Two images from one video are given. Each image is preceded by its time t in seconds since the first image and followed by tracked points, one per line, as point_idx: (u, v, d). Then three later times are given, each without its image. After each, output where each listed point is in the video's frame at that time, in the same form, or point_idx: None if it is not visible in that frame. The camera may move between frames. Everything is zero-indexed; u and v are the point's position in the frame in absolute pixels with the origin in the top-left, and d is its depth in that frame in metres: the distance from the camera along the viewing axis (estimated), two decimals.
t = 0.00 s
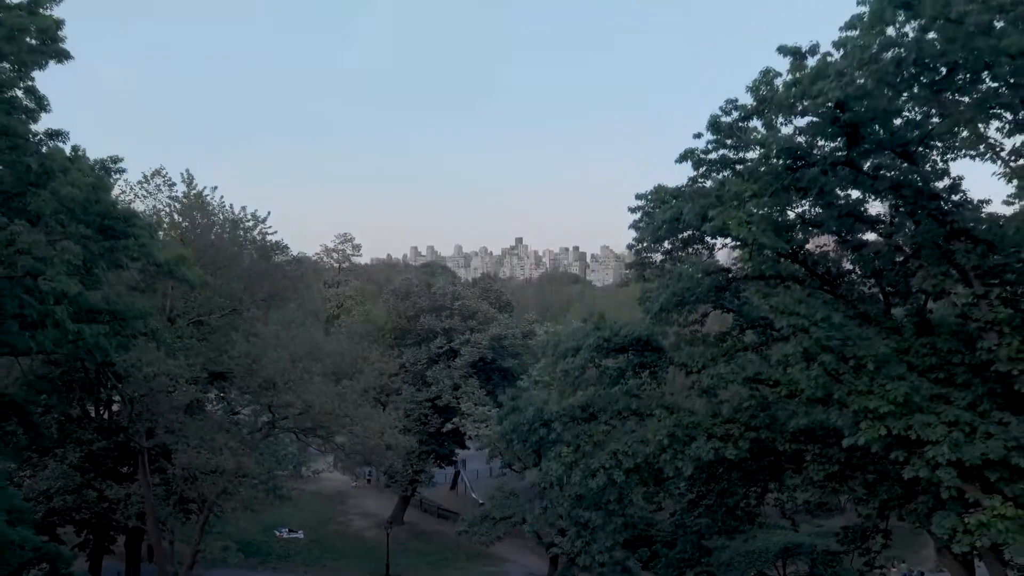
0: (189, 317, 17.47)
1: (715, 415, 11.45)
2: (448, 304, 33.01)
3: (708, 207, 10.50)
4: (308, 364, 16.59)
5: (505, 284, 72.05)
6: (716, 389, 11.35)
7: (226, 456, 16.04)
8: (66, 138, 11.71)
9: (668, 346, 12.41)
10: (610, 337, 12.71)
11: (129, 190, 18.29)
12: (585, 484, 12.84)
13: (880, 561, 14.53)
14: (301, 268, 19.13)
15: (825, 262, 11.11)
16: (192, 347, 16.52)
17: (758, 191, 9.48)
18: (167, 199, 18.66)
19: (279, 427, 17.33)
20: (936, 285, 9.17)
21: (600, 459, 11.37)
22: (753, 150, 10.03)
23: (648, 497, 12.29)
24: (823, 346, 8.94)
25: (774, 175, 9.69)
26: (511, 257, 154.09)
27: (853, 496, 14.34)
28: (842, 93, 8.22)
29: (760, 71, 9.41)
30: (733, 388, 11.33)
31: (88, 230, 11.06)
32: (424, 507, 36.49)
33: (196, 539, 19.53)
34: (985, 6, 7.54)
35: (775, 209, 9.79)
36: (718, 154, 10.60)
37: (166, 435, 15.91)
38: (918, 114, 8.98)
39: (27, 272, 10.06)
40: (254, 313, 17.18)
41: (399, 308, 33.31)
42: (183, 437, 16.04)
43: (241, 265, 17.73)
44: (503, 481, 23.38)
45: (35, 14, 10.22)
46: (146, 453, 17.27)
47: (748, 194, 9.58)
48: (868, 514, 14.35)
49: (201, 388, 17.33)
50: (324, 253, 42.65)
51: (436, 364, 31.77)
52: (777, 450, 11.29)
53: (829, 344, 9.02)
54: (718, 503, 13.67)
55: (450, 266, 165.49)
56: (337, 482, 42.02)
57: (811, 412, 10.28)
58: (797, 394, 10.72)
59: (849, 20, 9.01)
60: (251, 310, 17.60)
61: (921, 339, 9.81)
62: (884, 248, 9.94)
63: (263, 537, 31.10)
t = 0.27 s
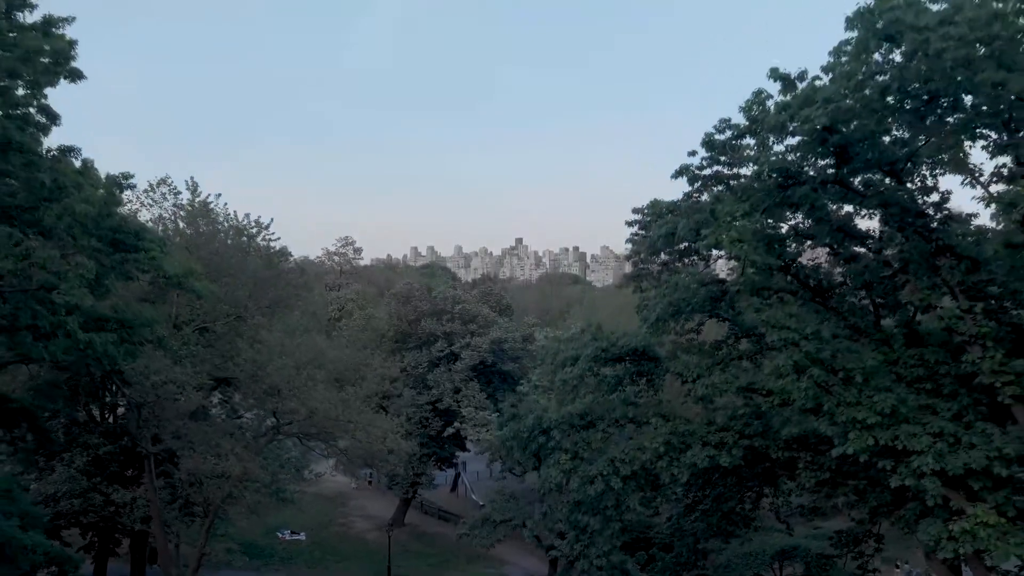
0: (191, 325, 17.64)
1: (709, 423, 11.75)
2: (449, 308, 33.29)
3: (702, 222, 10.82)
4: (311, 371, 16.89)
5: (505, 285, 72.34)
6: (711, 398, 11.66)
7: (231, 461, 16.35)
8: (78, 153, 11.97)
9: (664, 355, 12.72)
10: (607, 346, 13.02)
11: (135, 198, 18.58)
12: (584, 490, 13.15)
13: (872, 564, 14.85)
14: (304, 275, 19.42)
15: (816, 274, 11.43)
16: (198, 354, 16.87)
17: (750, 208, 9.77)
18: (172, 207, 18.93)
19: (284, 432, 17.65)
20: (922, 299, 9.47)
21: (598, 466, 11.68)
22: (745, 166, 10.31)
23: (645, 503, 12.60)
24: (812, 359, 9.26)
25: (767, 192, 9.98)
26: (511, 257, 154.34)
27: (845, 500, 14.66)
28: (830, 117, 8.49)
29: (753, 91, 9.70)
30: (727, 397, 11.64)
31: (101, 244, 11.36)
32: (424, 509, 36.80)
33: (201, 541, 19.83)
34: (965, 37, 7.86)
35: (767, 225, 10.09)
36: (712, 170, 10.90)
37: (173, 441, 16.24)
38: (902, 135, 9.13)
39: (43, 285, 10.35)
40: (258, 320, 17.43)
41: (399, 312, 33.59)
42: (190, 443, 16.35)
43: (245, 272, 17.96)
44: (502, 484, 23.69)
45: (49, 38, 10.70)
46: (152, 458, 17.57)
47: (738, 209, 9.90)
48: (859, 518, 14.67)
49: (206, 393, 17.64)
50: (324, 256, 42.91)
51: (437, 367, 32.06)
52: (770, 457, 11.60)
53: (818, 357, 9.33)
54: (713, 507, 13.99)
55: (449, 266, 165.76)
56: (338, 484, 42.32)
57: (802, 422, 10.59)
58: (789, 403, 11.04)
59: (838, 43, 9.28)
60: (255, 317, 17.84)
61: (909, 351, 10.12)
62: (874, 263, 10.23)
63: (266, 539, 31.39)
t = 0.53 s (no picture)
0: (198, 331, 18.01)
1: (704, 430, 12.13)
2: (449, 312, 33.63)
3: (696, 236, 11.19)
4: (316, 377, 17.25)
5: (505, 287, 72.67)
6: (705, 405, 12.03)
7: (238, 465, 16.71)
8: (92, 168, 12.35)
9: (660, 363, 13.10)
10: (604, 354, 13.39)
11: (143, 206, 18.93)
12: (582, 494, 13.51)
13: (863, 566, 15.21)
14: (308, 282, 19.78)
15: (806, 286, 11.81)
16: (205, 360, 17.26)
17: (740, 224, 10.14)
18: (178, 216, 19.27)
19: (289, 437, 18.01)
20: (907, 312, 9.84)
21: (596, 471, 12.04)
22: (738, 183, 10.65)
23: (642, 507, 12.97)
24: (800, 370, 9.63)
25: (757, 209, 10.35)
26: (511, 258, 154.65)
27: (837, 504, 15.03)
28: (815, 143, 8.83)
29: (744, 112, 10.06)
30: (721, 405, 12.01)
31: (115, 257, 11.72)
32: (425, 510, 37.17)
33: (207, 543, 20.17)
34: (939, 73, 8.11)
35: (758, 240, 10.46)
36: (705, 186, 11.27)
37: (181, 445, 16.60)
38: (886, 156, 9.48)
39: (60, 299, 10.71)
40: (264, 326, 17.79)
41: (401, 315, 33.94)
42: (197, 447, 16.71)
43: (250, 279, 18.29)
44: (503, 487, 24.04)
45: (65, 58, 11.02)
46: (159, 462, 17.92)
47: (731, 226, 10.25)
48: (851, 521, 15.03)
49: (212, 399, 17.99)
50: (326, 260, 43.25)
51: (438, 370, 32.42)
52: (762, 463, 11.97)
53: (807, 368, 9.70)
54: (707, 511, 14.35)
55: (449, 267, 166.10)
56: (339, 486, 42.67)
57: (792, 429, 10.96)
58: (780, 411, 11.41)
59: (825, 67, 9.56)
60: (260, 322, 18.18)
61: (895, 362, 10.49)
62: (861, 276, 10.59)
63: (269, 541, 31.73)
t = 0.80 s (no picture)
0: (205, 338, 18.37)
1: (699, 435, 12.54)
2: (450, 316, 34.00)
3: (689, 249, 11.60)
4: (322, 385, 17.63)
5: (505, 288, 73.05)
6: (699, 412, 12.44)
7: (244, 469, 17.12)
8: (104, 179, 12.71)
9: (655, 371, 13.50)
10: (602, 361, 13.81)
11: (150, 215, 19.31)
12: (581, 497, 13.92)
13: (855, 567, 15.59)
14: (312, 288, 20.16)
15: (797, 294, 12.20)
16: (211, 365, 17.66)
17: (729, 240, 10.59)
18: (183, 224, 19.65)
19: (294, 440, 18.40)
20: (892, 324, 10.25)
21: (593, 476, 12.47)
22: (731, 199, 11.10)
23: (638, 510, 13.39)
24: (788, 380, 10.08)
25: (749, 225, 10.77)
26: (511, 258, 155.06)
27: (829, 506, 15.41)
28: (800, 166, 9.30)
29: (734, 132, 10.48)
30: (715, 412, 12.44)
31: (128, 269, 12.22)
32: (427, 511, 37.57)
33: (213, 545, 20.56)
34: (911, 106, 8.44)
35: (749, 254, 10.88)
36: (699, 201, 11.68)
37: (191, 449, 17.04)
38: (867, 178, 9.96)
39: (78, 311, 11.10)
40: (269, 333, 18.17)
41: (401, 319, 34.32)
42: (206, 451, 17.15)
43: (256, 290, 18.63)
44: (503, 489, 24.45)
45: (80, 79, 11.49)
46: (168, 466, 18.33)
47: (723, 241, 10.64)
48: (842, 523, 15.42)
49: (220, 404, 18.42)
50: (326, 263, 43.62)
51: (439, 374, 32.82)
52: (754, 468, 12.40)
53: (795, 378, 10.13)
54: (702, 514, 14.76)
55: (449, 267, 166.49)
56: (341, 487, 43.07)
57: (782, 435, 11.40)
58: (768, 419, 11.85)
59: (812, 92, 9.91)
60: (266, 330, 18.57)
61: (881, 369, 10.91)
62: (849, 289, 10.91)
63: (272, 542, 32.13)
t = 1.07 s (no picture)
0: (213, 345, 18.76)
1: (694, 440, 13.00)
2: (451, 319, 34.44)
3: (683, 261, 12.06)
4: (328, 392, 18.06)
5: (504, 290, 73.46)
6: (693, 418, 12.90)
7: (252, 472, 17.58)
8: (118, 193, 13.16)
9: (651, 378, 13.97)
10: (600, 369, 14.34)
11: (158, 223, 19.76)
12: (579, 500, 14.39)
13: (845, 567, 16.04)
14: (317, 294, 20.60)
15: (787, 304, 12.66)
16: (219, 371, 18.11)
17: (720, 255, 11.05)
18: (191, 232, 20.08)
19: (300, 444, 18.86)
20: (876, 335, 10.71)
21: (590, 480, 12.94)
22: (721, 213, 11.63)
23: (634, 512, 13.85)
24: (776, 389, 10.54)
25: (740, 240, 11.21)
26: (510, 259, 155.53)
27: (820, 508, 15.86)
28: (784, 187, 9.67)
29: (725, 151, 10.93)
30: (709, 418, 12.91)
31: (142, 280, 12.69)
32: (428, 512, 38.03)
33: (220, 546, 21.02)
34: (890, 133, 8.88)
35: (740, 267, 11.34)
36: (692, 215, 12.14)
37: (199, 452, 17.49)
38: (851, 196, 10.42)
39: (97, 321, 11.57)
40: (276, 339, 18.62)
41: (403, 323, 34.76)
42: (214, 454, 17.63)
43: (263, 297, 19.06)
44: (503, 491, 24.91)
45: (97, 98, 11.94)
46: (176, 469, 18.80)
47: (714, 256, 11.25)
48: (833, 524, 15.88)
49: (227, 409, 18.89)
50: (328, 266, 44.05)
51: (440, 376, 33.25)
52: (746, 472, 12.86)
53: (783, 388, 10.60)
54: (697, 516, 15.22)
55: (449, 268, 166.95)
56: (343, 488, 43.52)
57: (773, 441, 11.87)
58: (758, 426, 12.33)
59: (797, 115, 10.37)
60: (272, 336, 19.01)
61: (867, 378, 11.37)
62: (835, 301, 11.37)
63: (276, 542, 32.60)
